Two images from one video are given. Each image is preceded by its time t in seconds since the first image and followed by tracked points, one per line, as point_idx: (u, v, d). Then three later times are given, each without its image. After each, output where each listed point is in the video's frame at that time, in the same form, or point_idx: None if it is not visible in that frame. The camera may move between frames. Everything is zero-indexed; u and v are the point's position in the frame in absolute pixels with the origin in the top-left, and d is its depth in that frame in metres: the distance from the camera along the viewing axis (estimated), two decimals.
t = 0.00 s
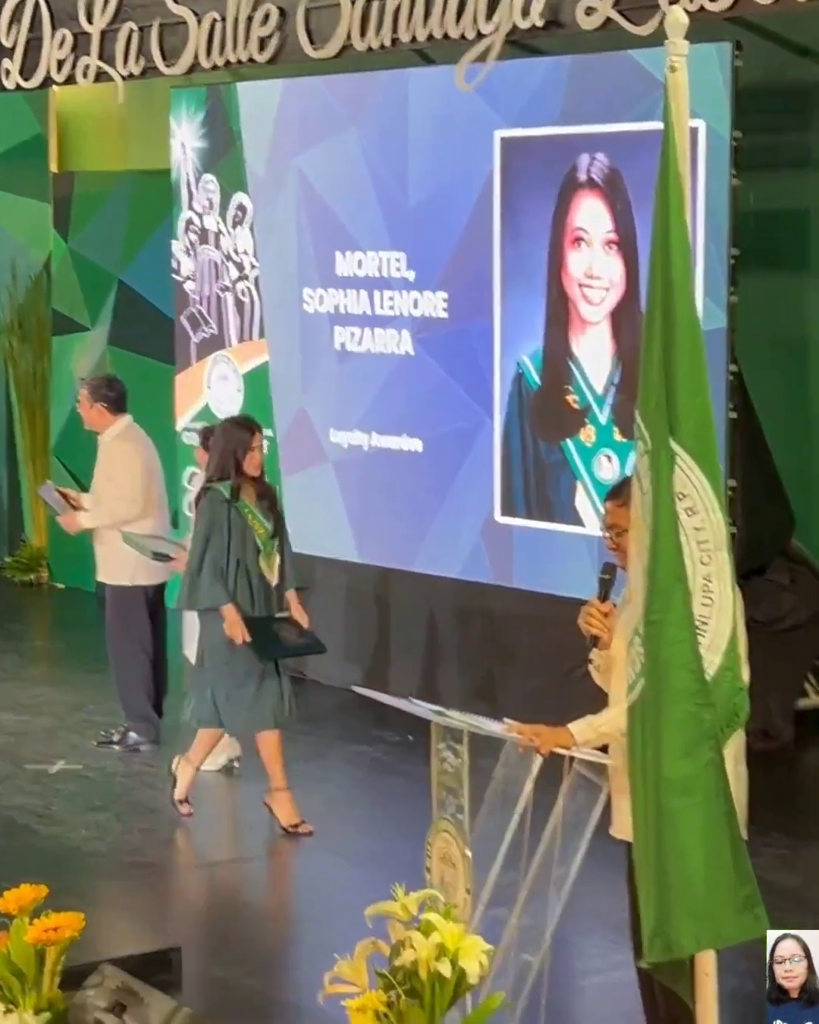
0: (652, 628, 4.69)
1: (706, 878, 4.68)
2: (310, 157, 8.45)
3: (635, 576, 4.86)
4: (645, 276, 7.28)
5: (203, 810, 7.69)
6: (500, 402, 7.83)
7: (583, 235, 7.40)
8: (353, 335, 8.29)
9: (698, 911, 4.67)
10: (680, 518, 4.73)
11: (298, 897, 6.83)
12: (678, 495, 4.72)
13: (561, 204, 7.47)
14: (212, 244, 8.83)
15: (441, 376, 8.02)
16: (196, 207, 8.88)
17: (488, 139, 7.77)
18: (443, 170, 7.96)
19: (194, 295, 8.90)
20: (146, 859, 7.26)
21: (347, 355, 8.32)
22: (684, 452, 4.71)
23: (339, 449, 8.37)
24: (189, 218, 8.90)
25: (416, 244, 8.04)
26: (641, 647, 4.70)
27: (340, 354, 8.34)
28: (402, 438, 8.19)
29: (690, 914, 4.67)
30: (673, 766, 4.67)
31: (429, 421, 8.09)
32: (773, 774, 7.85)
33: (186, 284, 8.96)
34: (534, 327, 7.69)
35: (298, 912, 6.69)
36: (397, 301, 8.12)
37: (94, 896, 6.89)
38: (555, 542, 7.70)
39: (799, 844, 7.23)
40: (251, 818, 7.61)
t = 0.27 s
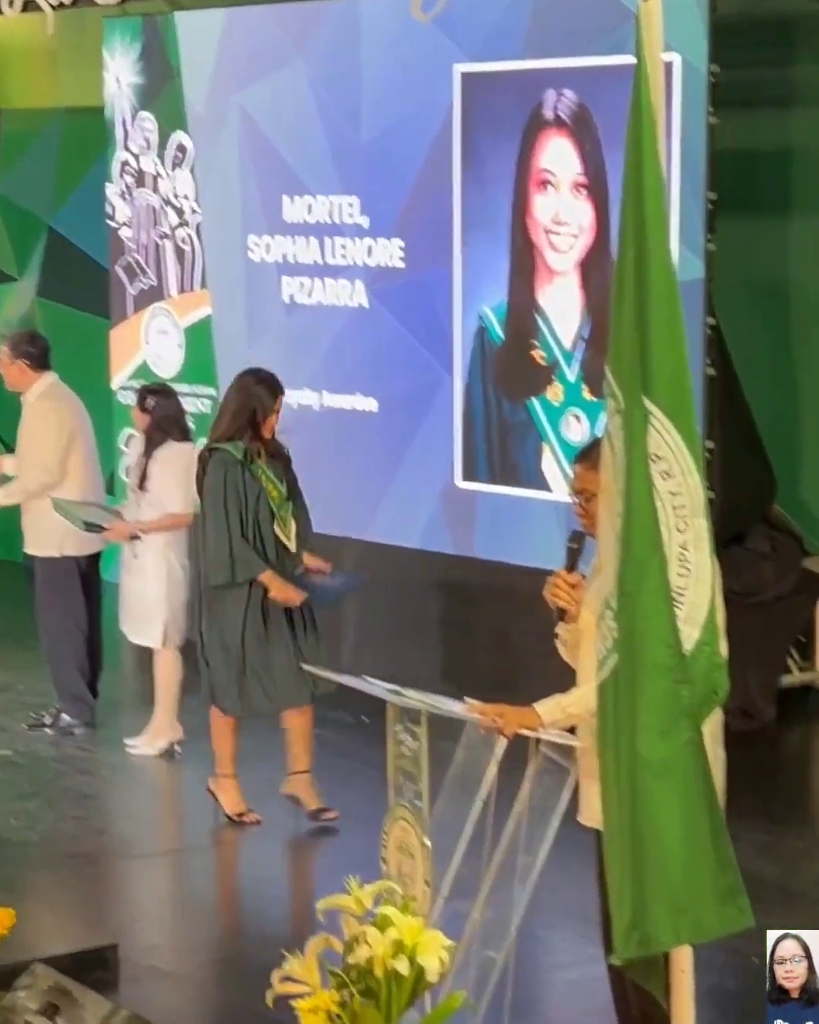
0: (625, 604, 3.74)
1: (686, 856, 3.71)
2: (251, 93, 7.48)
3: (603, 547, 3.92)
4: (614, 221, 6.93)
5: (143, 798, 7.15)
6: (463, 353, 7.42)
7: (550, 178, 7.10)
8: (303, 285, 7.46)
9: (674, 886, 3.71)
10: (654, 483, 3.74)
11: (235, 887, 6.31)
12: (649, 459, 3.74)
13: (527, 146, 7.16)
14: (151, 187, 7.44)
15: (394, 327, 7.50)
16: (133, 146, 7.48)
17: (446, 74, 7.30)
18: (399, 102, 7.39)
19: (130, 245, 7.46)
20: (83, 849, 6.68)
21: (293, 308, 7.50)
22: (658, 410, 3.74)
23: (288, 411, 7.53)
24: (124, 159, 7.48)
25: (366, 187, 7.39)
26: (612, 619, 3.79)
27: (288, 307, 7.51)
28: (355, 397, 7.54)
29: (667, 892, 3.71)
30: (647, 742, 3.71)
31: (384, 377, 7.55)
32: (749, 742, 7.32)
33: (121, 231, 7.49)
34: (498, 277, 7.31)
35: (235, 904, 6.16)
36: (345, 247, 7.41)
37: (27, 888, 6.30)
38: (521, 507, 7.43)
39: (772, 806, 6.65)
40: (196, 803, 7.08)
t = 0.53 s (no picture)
0: (581, 570, 3.05)
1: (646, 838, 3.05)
2: (198, 40, 7.68)
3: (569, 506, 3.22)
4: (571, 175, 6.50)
5: (85, 771, 6.84)
6: (414, 316, 7.09)
7: (504, 131, 6.64)
8: (249, 242, 7.58)
9: (634, 875, 3.04)
10: (609, 446, 3.04)
11: (184, 861, 6.01)
12: (605, 416, 3.04)
13: (480, 99, 6.70)
14: (91, 142, 8.23)
15: (345, 287, 7.29)
16: (72, 100, 8.27)
17: (398, 25, 6.92)
18: (349, 60, 7.12)
19: (70, 199, 8.34)
20: (22, 824, 6.31)
21: (240, 264, 7.63)
22: (616, 362, 3.03)
23: (233, 370, 7.69)
24: (65, 113, 8.30)
25: (315, 144, 7.27)
26: (569, 590, 3.09)
27: (235, 262, 7.65)
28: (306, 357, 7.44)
29: (628, 876, 3.03)
30: (604, 717, 3.04)
31: (334, 338, 7.35)
32: (710, 712, 7.11)
33: (60, 186, 8.37)
34: (451, 236, 6.90)
35: (181, 877, 5.87)
36: (295, 205, 7.39)
37: None
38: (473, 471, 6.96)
39: (732, 779, 6.45)
40: (141, 777, 6.77)
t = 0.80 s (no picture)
0: (525, 528, 2.81)
1: (591, 808, 2.84)
2: None
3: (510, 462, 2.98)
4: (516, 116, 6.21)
5: (14, 737, 6.56)
6: (354, 266, 6.80)
7: (447, 71, 6.34)
8: (181, 187, 7.29)
9: (580, 845, 2.83)
10: (553, 399, 2.79)
11: (112, 836, 5.70)
12: (548, 371, 2.79)
13: (421, 36, 6.40)
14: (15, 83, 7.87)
15: (280, 232, 6.99)
16: None
17: None
18: None
19: None
20: None
21: (174, 210, 7.33)
22: (562, 318, 2.77)
23: (165, 320, 7.44)
24: None
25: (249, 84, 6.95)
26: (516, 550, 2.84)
27: (167, 209, 7.35)
28: (240, 307, 7.15)
29: (573, 847, 2.82)
30: (549, 680, 2.81)
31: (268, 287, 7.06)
32: (661, 677, 6.87)
33: None
34: (390, 179, 6.63)
35: (110, 851, 5.57)
36: (227, 147, 7.08)
37: None
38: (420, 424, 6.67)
39: (686, 746, 6.21)
40: (72, 744, 6.50)
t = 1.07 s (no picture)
0: (445, 469, 2.51)
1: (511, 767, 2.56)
2: None
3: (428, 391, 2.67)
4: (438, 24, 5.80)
5: None
6: (261, 180, 6.36)
7: None
8: (74, 100, 6.75)
9: (501, 810, 2.55)
10: (474, 325, 2.48)
11: None
12: (467, 294, 2.47)
13: None
14: None
15: (185, 151, 6.54)
16: None
17: None
18: None
19: None
20: None
21: (68, 126, 6.80)
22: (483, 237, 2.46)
23: (58, 245, 6.94)
24: None
25: None
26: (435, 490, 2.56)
27: (60, 124, 6.83)
28: (138, 230, 6.74)
29: (492, 810, 2.55)
30: (467, 634, 2.53)
31: (170, 208, 6.62)
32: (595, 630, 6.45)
33: None
34: (303, 89, 6.13)
35: None
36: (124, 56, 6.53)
37: None
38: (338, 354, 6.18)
39: (622, 704, 5.76)
40: None
